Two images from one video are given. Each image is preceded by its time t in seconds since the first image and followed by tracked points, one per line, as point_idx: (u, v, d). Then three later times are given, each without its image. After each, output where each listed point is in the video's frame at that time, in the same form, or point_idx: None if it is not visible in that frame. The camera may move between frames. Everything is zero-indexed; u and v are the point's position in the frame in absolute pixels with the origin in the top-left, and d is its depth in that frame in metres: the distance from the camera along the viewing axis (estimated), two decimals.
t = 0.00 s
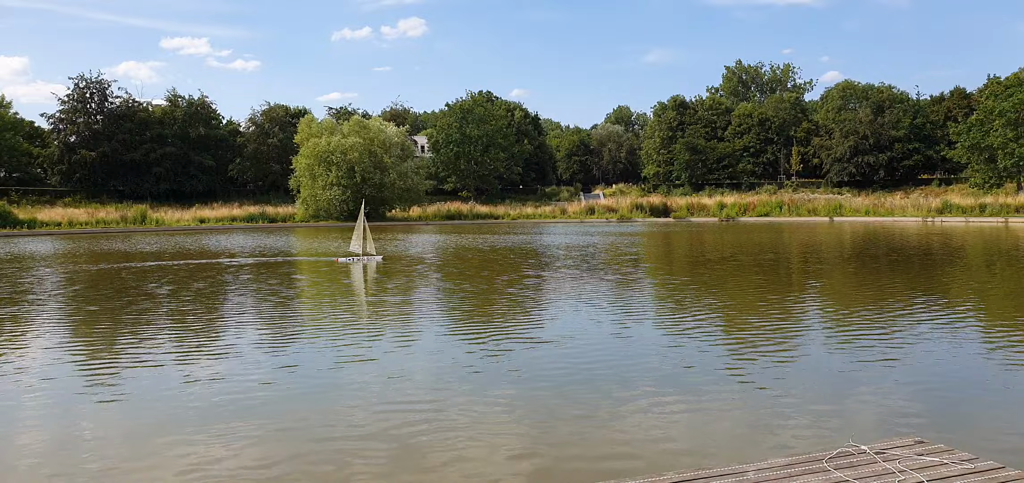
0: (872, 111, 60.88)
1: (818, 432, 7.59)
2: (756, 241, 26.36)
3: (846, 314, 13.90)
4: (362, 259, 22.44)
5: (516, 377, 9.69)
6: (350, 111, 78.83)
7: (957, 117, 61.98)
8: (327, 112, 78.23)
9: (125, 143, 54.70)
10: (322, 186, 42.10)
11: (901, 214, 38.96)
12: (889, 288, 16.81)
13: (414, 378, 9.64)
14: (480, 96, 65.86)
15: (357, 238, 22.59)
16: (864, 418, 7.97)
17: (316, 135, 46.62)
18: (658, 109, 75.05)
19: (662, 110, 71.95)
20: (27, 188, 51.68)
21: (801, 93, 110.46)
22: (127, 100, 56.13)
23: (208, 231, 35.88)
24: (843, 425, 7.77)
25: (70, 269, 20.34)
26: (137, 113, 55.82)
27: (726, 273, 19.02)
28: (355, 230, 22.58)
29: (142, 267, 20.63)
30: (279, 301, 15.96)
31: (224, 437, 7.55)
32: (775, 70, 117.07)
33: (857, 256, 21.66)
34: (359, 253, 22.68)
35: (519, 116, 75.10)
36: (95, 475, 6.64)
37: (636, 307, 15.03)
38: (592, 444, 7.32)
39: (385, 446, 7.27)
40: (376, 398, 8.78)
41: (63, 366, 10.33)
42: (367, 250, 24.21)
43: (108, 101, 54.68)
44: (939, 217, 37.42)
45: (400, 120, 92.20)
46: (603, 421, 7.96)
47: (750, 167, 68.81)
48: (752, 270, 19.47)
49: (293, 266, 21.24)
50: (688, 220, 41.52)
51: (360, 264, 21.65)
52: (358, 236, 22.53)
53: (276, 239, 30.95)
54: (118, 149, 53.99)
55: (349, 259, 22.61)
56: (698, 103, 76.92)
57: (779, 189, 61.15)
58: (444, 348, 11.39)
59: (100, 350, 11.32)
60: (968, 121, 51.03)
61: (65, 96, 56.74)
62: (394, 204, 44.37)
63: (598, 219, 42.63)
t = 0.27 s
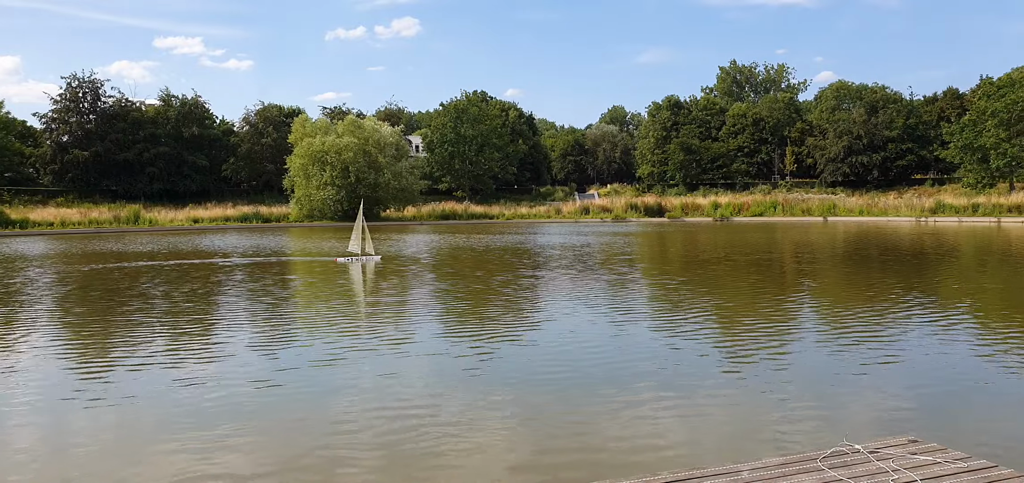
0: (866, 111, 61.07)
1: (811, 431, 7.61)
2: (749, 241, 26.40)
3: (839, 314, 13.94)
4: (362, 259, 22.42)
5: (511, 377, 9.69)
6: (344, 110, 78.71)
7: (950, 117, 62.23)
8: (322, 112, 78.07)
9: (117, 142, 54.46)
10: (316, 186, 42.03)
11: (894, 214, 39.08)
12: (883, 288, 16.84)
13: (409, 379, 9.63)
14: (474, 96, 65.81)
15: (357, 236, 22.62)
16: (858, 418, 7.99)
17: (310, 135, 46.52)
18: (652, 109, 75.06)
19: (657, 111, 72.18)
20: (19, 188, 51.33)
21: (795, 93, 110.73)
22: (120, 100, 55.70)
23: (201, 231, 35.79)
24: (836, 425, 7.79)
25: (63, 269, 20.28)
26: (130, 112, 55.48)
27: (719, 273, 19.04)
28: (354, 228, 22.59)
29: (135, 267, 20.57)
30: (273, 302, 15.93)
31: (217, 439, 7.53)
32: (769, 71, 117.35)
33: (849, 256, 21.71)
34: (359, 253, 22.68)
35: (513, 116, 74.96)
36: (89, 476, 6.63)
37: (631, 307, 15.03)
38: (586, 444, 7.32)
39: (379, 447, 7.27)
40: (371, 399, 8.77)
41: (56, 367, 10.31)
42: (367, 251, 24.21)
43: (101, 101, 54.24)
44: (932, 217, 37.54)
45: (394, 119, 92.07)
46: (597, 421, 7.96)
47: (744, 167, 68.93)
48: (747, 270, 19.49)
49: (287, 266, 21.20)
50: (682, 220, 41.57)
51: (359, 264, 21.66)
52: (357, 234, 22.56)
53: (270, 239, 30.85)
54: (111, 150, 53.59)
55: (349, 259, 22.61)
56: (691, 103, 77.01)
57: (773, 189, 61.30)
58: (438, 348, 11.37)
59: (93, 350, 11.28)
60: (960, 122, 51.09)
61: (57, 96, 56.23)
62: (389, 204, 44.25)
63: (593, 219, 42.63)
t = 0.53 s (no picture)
0: (847, 112, 61.71)
1: (795, 430, 7.68)
2: (734, 241, 26.54)
3: (824, 314, 14.04)
4: (350, 259, 22.33)
5: (498, 378, 9.67)
6: (327, 110, 78.28)
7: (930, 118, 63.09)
8: (305, 111, 77.53)
9: (97, 141, 53.75)
10: (300, 185, 41.77)
11: (877, 214, 39.50)
12: (866, 287, 16.98)
13: (395, 379, 9.57)
14: (459, 94, 65.57)
15: (346, 236, 22.54)
16: (842, 416, 8.06)
17: (293, 134, 46.17)
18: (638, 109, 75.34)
19: (641, 111, 72.92)
20: None
21: (777, 94, 111.59)
22: (99, 98, 55.05)
23: (183, 232, 35.44)
24: (819, 423, 7.86)
25: (43, 270, 20.02)
26: (110, 111, 54.81)
27: (705, 273, 19.10)
28: (344, 228, 22.52)
29: (117, 268, 20.35)
30: (257, 302, 15.80)
31: (201, 441, 7.46)
32: (752, 72, 118.27)
33: (833, 256, 21.88)
34: (348, 252, 22.60)
35: (499, 115, 74.37)
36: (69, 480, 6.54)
37: (617, 307, 15.05)
38: (572, 443, 7.33)
39: (365, 448, 7.23)
40: (356, 400, 8.71)
41: (36, 369, 10.16)
42: (358, 252, 24.15)
43: (80, 99, 53.54)
44: (914, 216, 37.97)
45: (378, 119, 91.62)
46: (583, 421, 7.98)
47: (728, 167, 69.41)
48: (732, 270, 19.57)
49: (272, 266, 21.04)
50: (667, 220, 41.74)
51: (348, 264, 21.58)
52: (347, 234, 22.48)
53: (253, 239, 30.57)
54: (90, 148, 52.90)
55: (338, 259, 22.51)
56: (676, 103, 77.29)
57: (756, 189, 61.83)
58: (425, 349, 11.33)
59: (73, 353, 11.13)
60: (940, 123, 51.85)
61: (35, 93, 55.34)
62: (374, 204, 43.87)
63: (579, 219, 42.68)
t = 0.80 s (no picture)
0: (800, 113, 62.97)
1: (750, 426, 7.78)
2: (690, 241, 26.83)
3: (778, 311, 14.26)
4: (311, 259, 22.10)
5: (456, 378, 9.61)
6: (282, 108, 77.14)
7: (879, 120, 64.79)
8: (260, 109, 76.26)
9: (41, 139, 52.11)
10: (254, 185, 41.05)
11: (828, 214, 40.38)
12: (820, 285, 17.30)
13: (352, 381, 9.45)
14: (417, 94, 65.17)
15: (306, 236, 22.29)
16: (796, 412, 8.19)
17: (247, 133, 45.43)
18: (595, 110, 76.02)
19: (599, 113, 74.80)
20: None
21: (732, 95, 113.50)
22: (43, 95, 53.40)
23: (131, 232, 34.58)
24: (774, 419, 7.97)
25: None
26: (55, 108, 53.25)
27: (663, 273, 19.25)
28: (304, 228, 22.27)
29: (63, 270, 19.75)
30: (211, 305, 15.48)
31: (151, 448, 7.26)
32: (708, 73, 120.11)
33: (787, 255, 22.26)
34: (307, 253, 22.37)
35: (456, 115, 74.46)
36: None
37: (576, 307, 15.09)
38: (532, 443, 7.32)
39: (322, 451, 7.12)
40: (313, 403, 8.57)
41: None
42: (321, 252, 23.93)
43: (23, 96, 51.83)
44: (864, 216, 38.84)
45: (335, 118, 90.61)
46: (542, 421, 7.97)
47: (684, 167, 70.25)
48: (690, 269, 19.76)
49: (226, 267, 20.66)
50: (624, 220, 42.10)
51: (308, 264, 21.36)
52: (307, 233, 22.23)
53: (205, 239, 29.95)
54: (35, 147, 51.28)
55: (298, 259, 22.24)
56: (632, 104, 78.30)
57: (712, 189, 62.73)
58: (383, 349, 11.21)
59: (17, 359, 10.74)
60: (888, 125, 53.11)
61: None
62: (329, 204, 43.35)
63: (538, 219, 42.79)
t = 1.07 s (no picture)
0: (787, 114, 63.19)
1: (737, 425, 7.75)
2: (676, 241, 26.85)
3: (764, 311, 14.26)
4: (301, 259, 22.08)
5: (441, 378, 9.56)
6: (268, 108, 77.00)
7: (865, 120, 65.18)
8: (246, 109, 76.05)
9: (24, 139, 51.85)
10: (239, 185, 40.96)
11: (813, 214, 40.52)
12: (805, 285, 17.30)
13: (337, 381, 9.38)
14: (404, 94, 65.10)
15: (296, 236, 22.28)
16: (781, 411, 8.16)
17: (233, 133, 45.31)
18: (582, 110, 76.38)
19: (586, 112, 74.30)
20: None
21: (719, 95, 113.86)
22: (27, 94, 53.16)
23: (115, 233, 34.49)
24: (760, 418, 7.95)
25: None
26: (38, 108, 53.02)
27: (650, 273, 19.22)
28: (294, 228, 22.26)
29: (46, 271, 19.62)
30: (197, 305, 15.40)
31: (134, 448, 7.19)
32: (694, 74, 120.48)
33: (773, 255, 22.29)
34: (298, 253, 22.36)
35: (443, 114, 74.60)
36: None
37: (563, 306, 15.06)
38: (518, 442, 7.28)
39: (307, 452, 7.06)
40: (297, 403, 8.51)
41: None
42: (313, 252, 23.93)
43: (6, 95, 51.59)
44: (849, 216, 38.99)
45: (322, 118, 90.43)
46: (528, 420, 7.94)
47: (671, 168, 70.36)
48: (675, 269, 19.74)
49: (212, 268, 20.58)
50: (610, 220, 42.18)
51: (299, 265, 21.34)
52: (297, 234, 22.22)
53: (190, 240, 29.85)
54: (18, 147, 51.03)
55: (288, 259, 22.21)
56: (618, 105, 78.56)
57: (698, 189, 62.85)
58: (369, 349, 11.17)
59: None
60: (874, 125, 53.26)
61: None
62: (315, 204, 43.38)
63: (524, 219, 42.83)
